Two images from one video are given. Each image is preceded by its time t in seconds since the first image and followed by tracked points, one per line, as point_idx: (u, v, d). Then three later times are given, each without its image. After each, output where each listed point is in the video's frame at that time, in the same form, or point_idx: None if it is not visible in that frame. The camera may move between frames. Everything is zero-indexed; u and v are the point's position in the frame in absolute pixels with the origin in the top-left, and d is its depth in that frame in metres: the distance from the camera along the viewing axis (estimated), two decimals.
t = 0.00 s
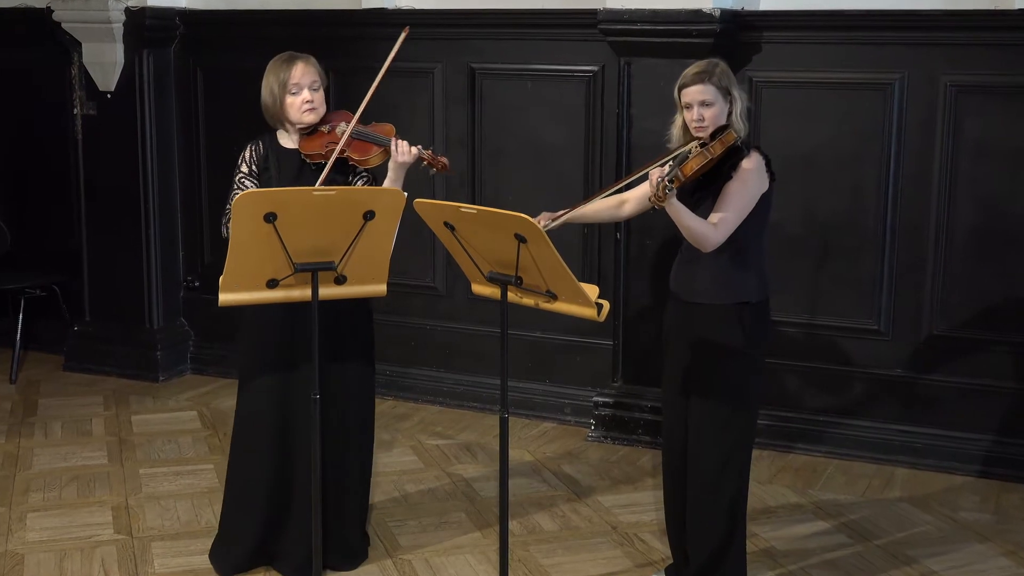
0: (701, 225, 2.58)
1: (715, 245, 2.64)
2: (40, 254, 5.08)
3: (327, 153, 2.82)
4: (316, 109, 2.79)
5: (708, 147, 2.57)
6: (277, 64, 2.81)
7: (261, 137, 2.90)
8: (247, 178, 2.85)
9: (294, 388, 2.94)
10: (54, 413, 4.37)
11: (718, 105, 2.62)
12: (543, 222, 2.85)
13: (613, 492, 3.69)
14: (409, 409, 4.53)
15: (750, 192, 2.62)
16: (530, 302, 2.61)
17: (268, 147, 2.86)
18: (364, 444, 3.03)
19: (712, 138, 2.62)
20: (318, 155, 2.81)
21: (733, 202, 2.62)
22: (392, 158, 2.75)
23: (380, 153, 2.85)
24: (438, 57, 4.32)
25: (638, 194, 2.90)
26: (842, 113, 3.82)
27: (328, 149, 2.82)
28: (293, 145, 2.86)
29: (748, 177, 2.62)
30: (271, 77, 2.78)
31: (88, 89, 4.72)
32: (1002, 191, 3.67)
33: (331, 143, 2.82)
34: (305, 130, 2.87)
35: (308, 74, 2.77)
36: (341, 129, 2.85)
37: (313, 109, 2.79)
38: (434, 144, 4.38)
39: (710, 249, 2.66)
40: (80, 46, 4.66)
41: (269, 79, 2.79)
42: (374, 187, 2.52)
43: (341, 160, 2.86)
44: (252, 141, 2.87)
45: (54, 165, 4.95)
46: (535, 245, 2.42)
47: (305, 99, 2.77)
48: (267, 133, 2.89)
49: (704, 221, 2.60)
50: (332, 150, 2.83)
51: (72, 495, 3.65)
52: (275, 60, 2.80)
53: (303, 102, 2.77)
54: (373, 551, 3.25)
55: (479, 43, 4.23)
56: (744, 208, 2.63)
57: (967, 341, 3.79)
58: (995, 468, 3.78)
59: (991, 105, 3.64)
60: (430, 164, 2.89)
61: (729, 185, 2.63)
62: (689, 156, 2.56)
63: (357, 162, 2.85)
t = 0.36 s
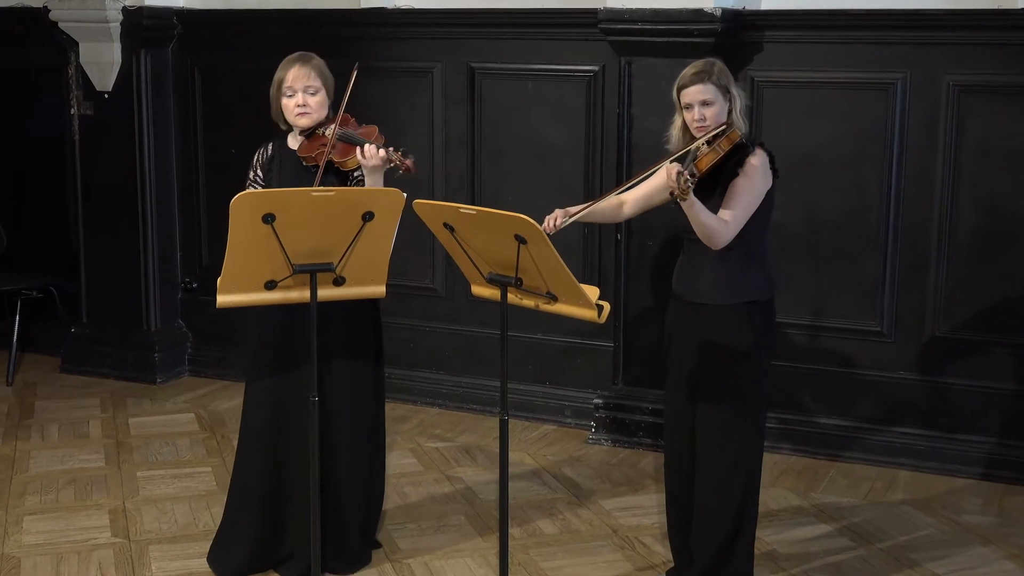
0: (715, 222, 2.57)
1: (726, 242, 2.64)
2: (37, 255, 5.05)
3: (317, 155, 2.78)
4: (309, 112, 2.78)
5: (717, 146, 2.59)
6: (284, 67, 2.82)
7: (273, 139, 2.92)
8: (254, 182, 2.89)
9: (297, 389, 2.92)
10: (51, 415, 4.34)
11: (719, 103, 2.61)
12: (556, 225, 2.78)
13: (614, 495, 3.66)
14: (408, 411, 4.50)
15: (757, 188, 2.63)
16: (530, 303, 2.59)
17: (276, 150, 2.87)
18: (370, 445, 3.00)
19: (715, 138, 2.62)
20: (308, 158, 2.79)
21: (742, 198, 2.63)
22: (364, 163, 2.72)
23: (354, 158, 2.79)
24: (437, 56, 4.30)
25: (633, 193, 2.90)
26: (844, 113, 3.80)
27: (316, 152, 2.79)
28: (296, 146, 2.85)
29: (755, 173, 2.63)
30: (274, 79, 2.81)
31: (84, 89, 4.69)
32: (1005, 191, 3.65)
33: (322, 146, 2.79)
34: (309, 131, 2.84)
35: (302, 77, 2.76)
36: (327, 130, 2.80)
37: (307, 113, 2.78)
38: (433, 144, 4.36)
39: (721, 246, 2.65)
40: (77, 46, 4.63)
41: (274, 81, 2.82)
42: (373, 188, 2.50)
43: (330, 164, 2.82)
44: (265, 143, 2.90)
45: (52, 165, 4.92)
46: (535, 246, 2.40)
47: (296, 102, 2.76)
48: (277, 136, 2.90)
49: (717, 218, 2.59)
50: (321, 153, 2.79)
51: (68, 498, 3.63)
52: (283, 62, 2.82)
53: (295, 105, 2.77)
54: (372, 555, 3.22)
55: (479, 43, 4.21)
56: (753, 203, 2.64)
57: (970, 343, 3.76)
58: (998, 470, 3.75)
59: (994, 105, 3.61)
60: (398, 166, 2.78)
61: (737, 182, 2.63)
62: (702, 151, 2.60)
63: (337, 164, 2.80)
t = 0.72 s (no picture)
0: (724, 221, 2.57)
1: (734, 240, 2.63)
2: (33, 258, 5.01)
3: (326, 156, 2.76)
4: (328, 114, 2.75)
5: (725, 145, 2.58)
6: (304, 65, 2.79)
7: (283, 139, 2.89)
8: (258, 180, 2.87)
9: (297, 392, 2.88)
10: (46, 420, 4.30)
11: (721, 104, 2.61)
12: (574, 218, 2.83)
13: (615, 500, 3.63)
14: (407, 416, 4.47)
15: (764, 187, 2.63)
16: (530, 306, 2.56)
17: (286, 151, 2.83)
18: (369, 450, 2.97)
19: (719, 138, 2.62)
20: (317, 159, 2.76)
21: (750, 198, 2.62)
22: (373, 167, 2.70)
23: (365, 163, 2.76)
24: (436, 57, 4.26)
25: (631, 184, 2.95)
26: (846, 114, 3.76)
27: (326, 153, 2.76)
28: (305, 149, 2.82)
29: (760, 172, 2.63)
30: (294, 76, 2.76)
31: (80, 91, 4.66)
32: (1009, 193, 3.62)
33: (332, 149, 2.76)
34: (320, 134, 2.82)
35: (327, 79, 2.73)
36: (340, 134, 2.79)
37: (326, 114, 2.75)
38: (432, 146, 4.32)
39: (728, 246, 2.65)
40: (73, 47, 4.60)
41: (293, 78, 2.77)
42: (372, 190, 2.47)
43: (337, 168, 2.80)
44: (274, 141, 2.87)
45: (49, 166, 4.88)
46: (535, 249, 2.37)
47: (317, 102, 2.73)
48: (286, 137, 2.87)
49: (726, 218, 2.59)
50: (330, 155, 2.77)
51: (64, 503, 3.59)
52: (303, 60, 2.78)
53: (316, 105, 2.74)
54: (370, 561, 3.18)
55: (478, 44, 4.18)
56: (760, 201, 2.63)
57: (975, 346, 3.73)
58: (1002, 475, 3.72)
59: (998, 106, 3.58)
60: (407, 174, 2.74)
61: (744, 182, 2.63)
62: (714, 150, 2.58)
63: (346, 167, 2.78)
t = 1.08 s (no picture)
0: (726, 230, 2.55)
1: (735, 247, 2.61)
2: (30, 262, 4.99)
3: (328, 159, 2.74)
4: (329, 115, 2.72)
5: (727, 152, 2.56)
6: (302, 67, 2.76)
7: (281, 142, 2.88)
8: (250, 180, 2.85)
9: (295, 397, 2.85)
10: (43, 424, 4.28)
11: (723, 108, 2.59)
12: (587, 219, 2.81)
13: (615, 505, 3.60)
14: (406, 420, 4.44)
15: (765, 193, 2.61)
16: (530, 310, 2.53)
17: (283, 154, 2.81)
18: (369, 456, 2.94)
19: (722, 144, 2.58)
20: (320, 161, 2.74)
21: (752, 205, 2.60)
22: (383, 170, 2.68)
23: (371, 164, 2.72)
24: (436, 59, 4.24)
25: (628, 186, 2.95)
26: (848, 117, 3.74)
27: (330, 155, 2.74)
28: (304, 152, 2.80)
29: (762, 178, 2.61)
30: (292, 78, 2.73)
31: (77, 93, 4.64)
32: (1012, 197, 3.59)
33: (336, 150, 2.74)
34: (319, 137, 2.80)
35: (328, 80, 2.71)
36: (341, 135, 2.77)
37: (326, 115, 2.72)
38: (432, 149, 4.30)
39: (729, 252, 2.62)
40: (70, 50, 4.58)
41: (291, 80, 2.74)
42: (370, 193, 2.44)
43: (340, 170, 2.77)
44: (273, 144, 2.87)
45: (47, 169, 4.86)
46: (534, 252, 2.35)
47: (319, 103, 2.70)
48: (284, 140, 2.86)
49: (728, 225, 2.56)
50: (333, 157, 2.74)
51: (60, 509, 3.56)
52: (300, 63, 2.76)
53: (316, 107, 2.71)
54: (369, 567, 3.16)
55: (477, 46, 4.15)
56: (761, 208, 2.61)
57: (979, 350, 3.70)
58: (1006, 480, 3.69)
59: (1001, 109, 3.56)
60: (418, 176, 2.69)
61: (745, 188, 2.60)
62: (715, 158, 2.56)
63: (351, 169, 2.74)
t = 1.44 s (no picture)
0: (720, 235, 2.52)
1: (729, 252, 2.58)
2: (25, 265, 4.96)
3: (327, 159, 2.71)
4: (328, 116, 2.69)
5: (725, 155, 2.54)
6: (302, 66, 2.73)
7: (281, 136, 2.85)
8: (247, 169, 2.82)
9: (290, 403, 2.81)
10: (38, 429, 4.24)
11: (721, 112, 2.58)
12: (600, 208, 2.84)
13: (616, 510, 3.56)
14: (405, 425, 4.40)
15: (762, 201, 2.58)
16: (530, 314, 2.50)
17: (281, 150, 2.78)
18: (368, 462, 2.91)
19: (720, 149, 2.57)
20: (320, 162, 2.70)
21: (748, 212, 2.57)
22: (379, 169, 2.62)
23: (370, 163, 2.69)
24: (435, 61, 4.21)
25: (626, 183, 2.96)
26: (851, 118, 3.71)
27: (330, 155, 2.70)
28: (304, 151, 2.76)
29: (760, 186, 2.58)
30: (291, 77, 2.70)
31: (74, 95, 4.61)
32: (1016, 199, 3.56)
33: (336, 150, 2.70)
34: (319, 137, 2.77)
35: (326, 80, 2.68)
36: (341, 135, 2.74)
37: (325, 116, 2.69)
38: (431, 151, 4.27)
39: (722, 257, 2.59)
40: (66, 51, 4.55)
41: (291, 79, 2.71)
42: (369, 195, 2.41)
43: (339, 170, 2.74)
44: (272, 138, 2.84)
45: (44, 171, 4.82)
46: (534, 255, 2.31)
47: (317, 104, 2.67)
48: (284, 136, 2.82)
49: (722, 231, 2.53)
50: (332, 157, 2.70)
51: (56, 514, 3.52)
52: (300, 61, 2.72)
53: (315, 107, 2.67)
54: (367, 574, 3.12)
55: (477, 47, 4.12)
56: (758, 214, 2.58)
57: (984, 354, 3.67)
58: (1011, 485, 3.65)
59: (1005, 110, 3.53)
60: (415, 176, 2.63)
61: (742, 195, 2.58)
62: (713, 164, 2.54)
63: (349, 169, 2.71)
